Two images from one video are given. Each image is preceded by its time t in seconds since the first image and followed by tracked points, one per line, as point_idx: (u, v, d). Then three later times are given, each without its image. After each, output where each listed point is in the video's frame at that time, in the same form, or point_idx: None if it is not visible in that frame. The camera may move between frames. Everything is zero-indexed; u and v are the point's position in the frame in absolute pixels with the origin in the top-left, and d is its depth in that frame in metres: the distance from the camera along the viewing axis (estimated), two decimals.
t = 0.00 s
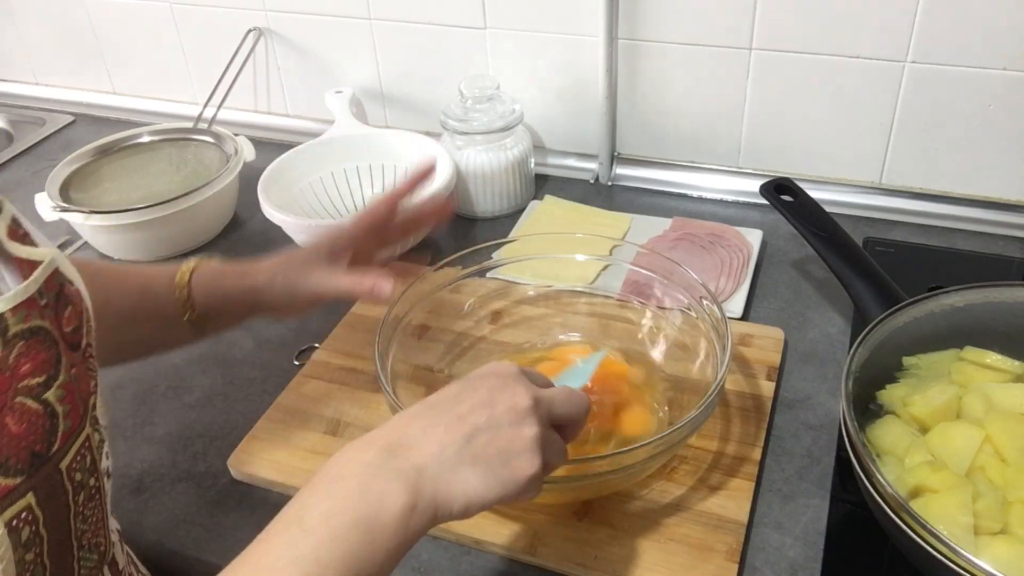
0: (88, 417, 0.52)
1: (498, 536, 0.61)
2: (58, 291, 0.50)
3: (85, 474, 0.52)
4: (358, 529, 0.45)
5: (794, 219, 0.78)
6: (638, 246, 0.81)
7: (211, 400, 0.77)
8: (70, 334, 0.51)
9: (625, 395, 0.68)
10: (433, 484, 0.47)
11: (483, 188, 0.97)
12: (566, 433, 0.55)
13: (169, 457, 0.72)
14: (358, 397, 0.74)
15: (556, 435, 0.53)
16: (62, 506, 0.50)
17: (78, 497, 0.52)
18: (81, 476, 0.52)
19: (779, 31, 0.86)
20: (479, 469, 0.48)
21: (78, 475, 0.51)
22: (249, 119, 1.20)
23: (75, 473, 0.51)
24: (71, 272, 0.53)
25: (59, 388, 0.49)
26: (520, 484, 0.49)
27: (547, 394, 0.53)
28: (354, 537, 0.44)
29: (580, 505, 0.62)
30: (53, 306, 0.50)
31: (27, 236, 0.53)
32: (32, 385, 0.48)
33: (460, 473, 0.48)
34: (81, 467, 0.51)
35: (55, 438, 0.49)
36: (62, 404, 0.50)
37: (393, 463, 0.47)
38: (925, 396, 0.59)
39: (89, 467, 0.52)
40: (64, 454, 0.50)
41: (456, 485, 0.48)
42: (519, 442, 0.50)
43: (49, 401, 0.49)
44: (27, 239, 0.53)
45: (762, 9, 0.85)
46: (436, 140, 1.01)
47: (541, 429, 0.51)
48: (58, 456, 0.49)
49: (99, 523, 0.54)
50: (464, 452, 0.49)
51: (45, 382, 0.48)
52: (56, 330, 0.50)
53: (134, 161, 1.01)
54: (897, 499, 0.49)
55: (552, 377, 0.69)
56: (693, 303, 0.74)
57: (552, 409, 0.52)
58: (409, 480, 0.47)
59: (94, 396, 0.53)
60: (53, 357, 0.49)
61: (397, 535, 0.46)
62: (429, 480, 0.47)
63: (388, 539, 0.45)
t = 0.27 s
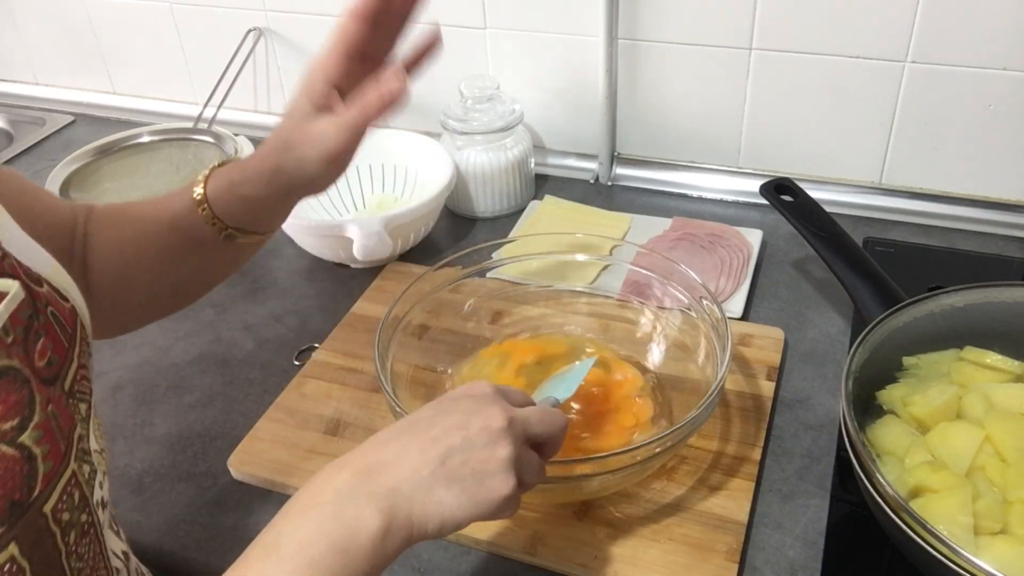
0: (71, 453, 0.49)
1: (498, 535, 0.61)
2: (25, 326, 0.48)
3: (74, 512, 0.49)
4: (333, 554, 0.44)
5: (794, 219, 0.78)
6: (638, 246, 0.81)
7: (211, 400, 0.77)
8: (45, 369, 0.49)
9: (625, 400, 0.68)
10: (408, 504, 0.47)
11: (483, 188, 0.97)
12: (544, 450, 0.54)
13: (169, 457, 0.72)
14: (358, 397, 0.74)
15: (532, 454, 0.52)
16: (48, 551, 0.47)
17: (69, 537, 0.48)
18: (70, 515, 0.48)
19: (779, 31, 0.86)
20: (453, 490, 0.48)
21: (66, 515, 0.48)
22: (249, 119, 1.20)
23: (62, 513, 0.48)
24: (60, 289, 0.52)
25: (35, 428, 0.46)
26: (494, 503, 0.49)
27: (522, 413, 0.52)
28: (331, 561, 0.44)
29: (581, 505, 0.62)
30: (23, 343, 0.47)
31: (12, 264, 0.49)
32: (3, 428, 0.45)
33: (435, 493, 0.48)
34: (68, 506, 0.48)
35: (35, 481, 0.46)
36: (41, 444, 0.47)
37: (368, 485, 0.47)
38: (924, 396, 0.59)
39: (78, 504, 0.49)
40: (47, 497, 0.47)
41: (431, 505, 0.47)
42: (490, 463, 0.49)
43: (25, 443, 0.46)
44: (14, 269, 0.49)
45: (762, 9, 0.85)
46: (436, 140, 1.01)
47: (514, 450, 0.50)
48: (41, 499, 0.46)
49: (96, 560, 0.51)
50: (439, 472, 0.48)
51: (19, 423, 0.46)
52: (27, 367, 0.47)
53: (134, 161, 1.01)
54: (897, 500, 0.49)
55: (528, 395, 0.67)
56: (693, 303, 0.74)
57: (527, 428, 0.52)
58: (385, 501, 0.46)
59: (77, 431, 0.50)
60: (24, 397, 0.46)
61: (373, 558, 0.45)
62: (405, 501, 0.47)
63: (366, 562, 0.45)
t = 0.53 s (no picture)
0: (57, 499, 0.46)
1: (498, 535, 0.61)
2: (4, 366, 0.46)
3: (60, 561, 0.45)
4: (326, 563, 0.44)
5: (794, 219, 0.78)
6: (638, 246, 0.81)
7: (211, 401, 0.77)
8: (25, 412, 0.46)
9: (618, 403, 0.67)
10: (399, 511, 0.47)
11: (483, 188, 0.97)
12: (539, 454, 0.53)
13: (169, 457, 0.72)
14: (358, 397, 0.74)
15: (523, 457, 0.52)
16: None
17: None
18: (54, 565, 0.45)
19: (778, 31, 0.86)
20: (443, 495, 0.48)
21: (49, 566, 0.45)
22: (249, 119, 1.20)
23: (43, 565, 0.45)
24: (74, 311, 0.51)
25: (11, 477, 0.44)
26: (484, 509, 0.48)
27: (512, 417, 0.51)
28: (323, 571, 0.44)
29: (581, 505, 0.62)
30: None
31: (13, 291, 0.48)
32: None
33: (426, 500, 0.48)
34: (52, 555, 0.45)
35: (10, 533, 0.43)
36: (18, 495, 0.44)
37: (358, 493, 0.47)
38: (924, 396, 0.60)
39: (65, 553, 0.46)
40: (26, 550, 0.44)
41: (422, 512, 0.47)
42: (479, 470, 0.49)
43: None
44: (16, 297, 0.48)
45: (762, 9, 0.85)
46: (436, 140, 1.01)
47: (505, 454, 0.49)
48: (19, 552, 0.44)
49: None
50: (429, 479, 0.48)
51: None
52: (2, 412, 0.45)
53: (134, 161, 1.01)
54: (897, 500, 0.49)
55: (519, 398, 0.66)
56: (693, 303, 0.74)
57: (517, 432, 0.51)
58: (375, 509, 0.47)
59: (66, 474, 0.48)
60: None
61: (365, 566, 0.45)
62: (396, 508, 0.47)
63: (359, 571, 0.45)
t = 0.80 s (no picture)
0: (67, 533, 0.45)
1: (498, 535, 0.61)
2: (14, 398, 0.45)
3: None
4: (329, 560, 0.44)
5: (795, 219, 0.78)
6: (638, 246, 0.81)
7: (211, 401, 0.77)
8: (34, 444, 0.45)
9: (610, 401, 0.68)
10: (399, 507, 0.47)
11: (483, 188, 0.97)
12: (535, 447, 0.55)
13: (169, 458, 0.72)
14: (358, 397, 0.74)
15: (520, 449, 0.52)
16: None
17: None
18: None
19: (779, 31, 0.86)
20: (444, 486, 0.48)
21: None
22: (249, 119, 1.20)
23: None
24: (95, 332, 0.50)
25: (17, 513, 0.43)
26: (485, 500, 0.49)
27: (507, 410, 0.52)
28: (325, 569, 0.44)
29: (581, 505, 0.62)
30: (6, 419, 0.44)
31: (28, 315, 0.47)
32: None
33: (426, 493, 0.48)
34: None
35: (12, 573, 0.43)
36: (24, 531, 0.43)
37: (358, 489, 0.47)
38: (924, 396, 0.60)
39: None
40: None
41: (424, 503, 0.47)
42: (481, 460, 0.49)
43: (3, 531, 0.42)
44: (32, 321, 0.47)
45: (762, 9, 0.85)
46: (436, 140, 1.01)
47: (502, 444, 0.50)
48: None
49: None
50: (428, 472, 0.48)
51: None
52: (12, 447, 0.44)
53: (134, 160, 1.01)
54: (897, 500, 0.49)
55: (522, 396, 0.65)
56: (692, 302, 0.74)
57: (513, 423, 0.52)
58: (377, 503, 0.46)
59: (80, 506, 0.47)
60: (6, 480, 0.43)
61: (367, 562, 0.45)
62: (397, 503, 0.47)
63: (362, 566, 0.45)
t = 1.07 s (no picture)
0: (71, 543, 0.46)
1: (498, 535, 0.61)
2: (22, 404, 0.45)
3: None
4: (330, 560, 0.44)
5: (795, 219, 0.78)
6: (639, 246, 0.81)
7: (210, 401, 0.77)
8: (41, 451, 0.45)
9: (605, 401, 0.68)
10: (399, 507, 0.47)
11: (483, 187, 0.97)
12: (535, 447, 0.55)
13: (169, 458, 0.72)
14: (358, 396, 0.74)
15: (520, 449, 0.52)
16: None
17: None
18: None
19: (779, 31, 0.86)
20: (444, 487, 0.48)
21: None
22: (249, 119, 1.20)
23: None
24: (116, 336, 0.50)
25: (21, 521, 0.43)
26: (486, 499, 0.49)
27: (508, 409, 0.52)
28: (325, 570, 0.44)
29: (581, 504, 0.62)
30: (12, 425, 0.44)
31: (49, 318, 0.46)
32: None
33: (426, 492, 0.48)
34: None
35: None
36: (28, 540, 0.43)
37: (358, 488, 0.47)
38: (924, 396, 0.59)
39: None
40: None
41: (423, 504, 0.47)
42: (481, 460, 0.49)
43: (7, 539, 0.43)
44: (53, 324, 0.47)
45: (762, 9, 0.85)
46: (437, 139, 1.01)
47: (502, 443, 0.50)
48: None
49: None
50: (428, 471, 0.48)
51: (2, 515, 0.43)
52: (19, 457, 0.44)
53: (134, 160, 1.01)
54: (897, 500, 0.49)
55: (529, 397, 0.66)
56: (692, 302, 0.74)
57: (513, 423, 0.52)
58: (377, 502, 0.46)
59: (87, 516, 0.47)
60: (10, 487, 0.43)
61: (367, 563, 0.45)
62: (397, 503, 0.47)
63: (361, 565, 0.45)
